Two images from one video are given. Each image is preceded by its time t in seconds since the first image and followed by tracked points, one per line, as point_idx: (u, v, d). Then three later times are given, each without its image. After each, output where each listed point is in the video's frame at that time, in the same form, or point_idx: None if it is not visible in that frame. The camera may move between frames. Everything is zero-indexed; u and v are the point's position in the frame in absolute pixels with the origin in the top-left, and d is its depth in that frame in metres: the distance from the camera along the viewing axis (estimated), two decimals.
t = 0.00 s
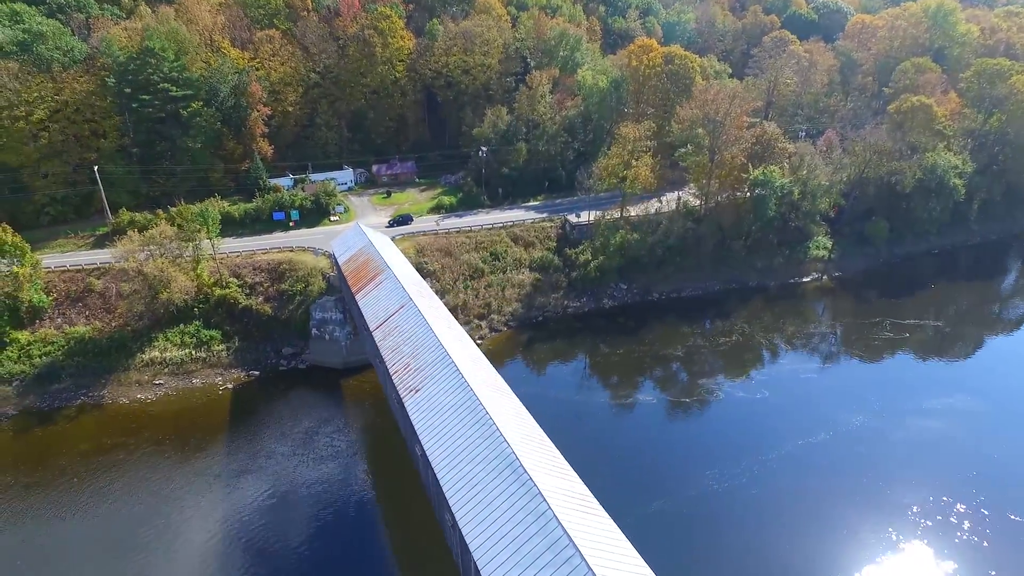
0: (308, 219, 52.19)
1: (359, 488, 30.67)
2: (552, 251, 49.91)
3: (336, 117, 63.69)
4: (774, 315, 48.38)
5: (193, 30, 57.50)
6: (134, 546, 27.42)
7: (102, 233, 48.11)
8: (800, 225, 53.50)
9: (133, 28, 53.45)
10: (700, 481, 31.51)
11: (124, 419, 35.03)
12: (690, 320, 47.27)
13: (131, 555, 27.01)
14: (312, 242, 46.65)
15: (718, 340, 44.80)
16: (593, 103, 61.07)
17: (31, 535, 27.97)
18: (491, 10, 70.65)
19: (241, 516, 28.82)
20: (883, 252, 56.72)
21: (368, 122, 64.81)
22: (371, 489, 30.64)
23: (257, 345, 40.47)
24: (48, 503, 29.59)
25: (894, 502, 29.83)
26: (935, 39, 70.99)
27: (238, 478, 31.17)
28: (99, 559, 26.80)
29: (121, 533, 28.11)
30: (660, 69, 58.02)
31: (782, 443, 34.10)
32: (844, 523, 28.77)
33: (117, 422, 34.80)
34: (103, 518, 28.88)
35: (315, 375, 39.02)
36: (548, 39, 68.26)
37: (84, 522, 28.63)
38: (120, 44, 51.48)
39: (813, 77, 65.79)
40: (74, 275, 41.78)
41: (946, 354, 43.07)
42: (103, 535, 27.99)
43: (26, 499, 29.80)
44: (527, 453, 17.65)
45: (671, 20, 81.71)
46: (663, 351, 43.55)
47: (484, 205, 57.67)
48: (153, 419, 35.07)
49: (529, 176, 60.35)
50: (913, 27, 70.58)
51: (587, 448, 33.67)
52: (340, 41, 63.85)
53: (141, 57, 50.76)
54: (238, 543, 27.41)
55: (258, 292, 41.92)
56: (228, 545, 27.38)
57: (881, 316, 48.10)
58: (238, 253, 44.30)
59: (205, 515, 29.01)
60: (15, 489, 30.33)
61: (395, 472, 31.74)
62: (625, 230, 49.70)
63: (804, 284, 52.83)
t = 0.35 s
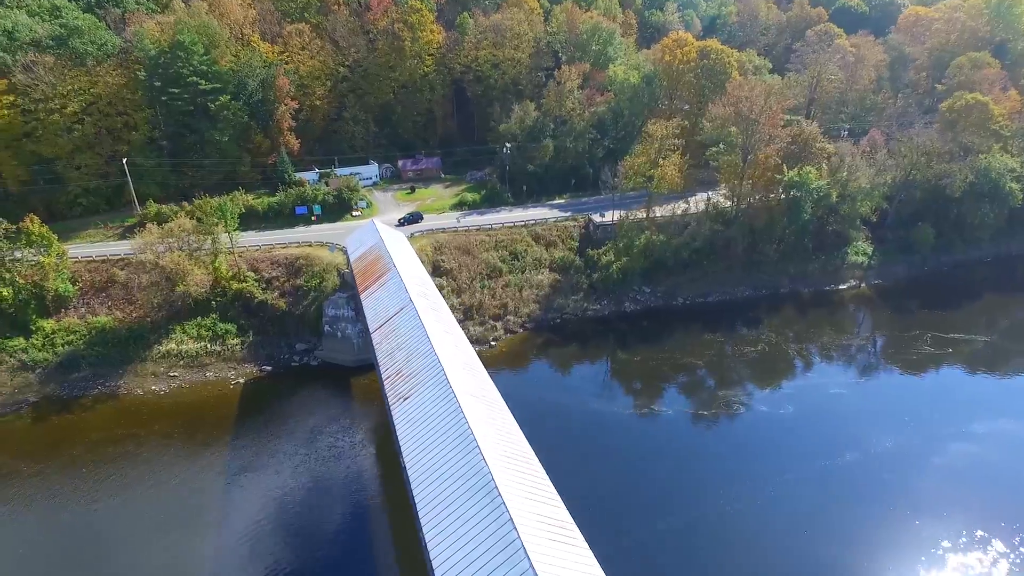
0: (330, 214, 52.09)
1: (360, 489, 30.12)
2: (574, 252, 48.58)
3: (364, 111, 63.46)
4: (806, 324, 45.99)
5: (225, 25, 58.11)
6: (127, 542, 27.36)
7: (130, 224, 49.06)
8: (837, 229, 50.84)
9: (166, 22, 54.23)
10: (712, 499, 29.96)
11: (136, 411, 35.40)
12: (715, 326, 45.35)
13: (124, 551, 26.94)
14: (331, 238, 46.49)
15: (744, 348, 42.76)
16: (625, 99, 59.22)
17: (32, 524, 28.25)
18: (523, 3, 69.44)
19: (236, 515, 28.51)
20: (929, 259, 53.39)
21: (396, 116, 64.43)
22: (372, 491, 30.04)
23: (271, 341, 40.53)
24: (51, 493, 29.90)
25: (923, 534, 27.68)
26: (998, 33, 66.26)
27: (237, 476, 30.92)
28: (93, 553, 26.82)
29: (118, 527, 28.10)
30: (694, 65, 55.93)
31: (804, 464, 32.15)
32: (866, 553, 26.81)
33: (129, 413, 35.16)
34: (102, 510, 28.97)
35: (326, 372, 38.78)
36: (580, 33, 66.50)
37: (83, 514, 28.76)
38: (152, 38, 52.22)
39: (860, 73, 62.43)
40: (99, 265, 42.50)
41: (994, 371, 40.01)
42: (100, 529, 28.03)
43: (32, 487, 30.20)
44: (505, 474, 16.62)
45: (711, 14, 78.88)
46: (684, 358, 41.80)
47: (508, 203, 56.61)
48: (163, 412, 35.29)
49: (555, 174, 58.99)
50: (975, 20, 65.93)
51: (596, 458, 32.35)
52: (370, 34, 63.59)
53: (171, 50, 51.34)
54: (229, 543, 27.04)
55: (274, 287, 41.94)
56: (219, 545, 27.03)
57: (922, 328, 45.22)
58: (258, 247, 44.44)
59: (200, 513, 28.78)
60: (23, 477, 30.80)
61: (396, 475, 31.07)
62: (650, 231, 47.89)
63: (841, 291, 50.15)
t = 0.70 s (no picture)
0: (356, 208, 52.06)
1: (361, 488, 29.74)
2: (599, 252, 47.20)
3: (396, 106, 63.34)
4: (844, 334, 43.39)
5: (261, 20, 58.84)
6: (126, 533, 27.63)
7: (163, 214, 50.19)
8: (883, 235, 47.89)
9: (204, 16, 55.23)
10: (724, 519, 28.33)
11: (153, 400, 35.99)
12: (744, 334, 43.29)
13: (122, 542, 27.21)
14: (353, 233, 46.41)
15: (774, 357, 40.62)
16: (661, 95, 57.28)
17: (39, 510, 28.91)
18: None
19: (232, 510, 28.39)
20: (985, 270, 49.70)
21: (428, 111, 64.09)
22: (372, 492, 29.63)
23: (289, 335, 40.70)
24: (61, 480, 30.58)
25: (954, 570, 25.45)
26: None
27: (242, 470, 30.97)
28: (91, 543, 27.17)
29: (118, 518, 28.44)
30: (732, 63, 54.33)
31: (828, 486, 30.13)
32: None
33: (146, 402, 35.81)
34: (106, 501, 29.42)
35: (340, 368, 38.69)
36: (618, 26, 64.65)
37: (88, 504, 29.28)
38: (189, 32, 53.19)
39: (916, 69, 58.69)
40: (129, 255, 43.57)
41: None
42: (102, 519, 28.43)
43: (45, 473, 30.97)
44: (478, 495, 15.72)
45: (759, 7, 75.70)
46: (709, 366, 39.96)
47: (535, 200, 55.59)
48: (178, 403, 35.76)
49: (586, 171, 57.56)
50: None
51: (604, 469, 31.08)
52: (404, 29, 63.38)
53: (207, 45, 52.19)
54: (222, 538, 26.91)
55: (294, 281, 42.09)
56: (212, 540, 26.91)
57: (972, 344, 42.09)
58: (281, 240, 44.72)
59: (199, 507, 28.83)
60: (38, 463, 31.64)
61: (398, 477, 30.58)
62: (679, 233, 46.11)
63: (884, 301, 47.19)
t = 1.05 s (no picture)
0: (380, 203, 51.92)
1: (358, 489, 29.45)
2: (623, 254, 45.68)
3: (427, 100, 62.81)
4: (882, 348, 40.68)
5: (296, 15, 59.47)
6: (126, 527, 27.87)
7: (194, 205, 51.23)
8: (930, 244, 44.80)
9: (241, 10, 56.05)
10: (730, 543, 26.81)
11: (169, 389, 36.64)
12: (772, 344, 41.16)
13: (120, 536, 27.44)
14: (374, 228, 46.26)
15: (803, 371, 38.46)
16: (697, 91, 55.12)
17: (47, 497, 29.43)
18: None
19: (229, 509, 28.38)
20: None
21: (460, 106, 63.41)
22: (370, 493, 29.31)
23: (305, 329, 40.83)
24: (73, 468, 31.16)
25: None
26: None
27: (245, 465, 31.11)
28: (91, 535, 27.48)
29: (122, 510, 28.73)
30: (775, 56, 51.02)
31: (847, 514, 28.13)
32: None
33: (162, 391, 36.49)
34: (110, 491, 29.80)
35: (353, 365, 38.58)
36: (657, 19, 62.35)
37: (93, 494, 29.65)
38: (225, 26, 54.02)
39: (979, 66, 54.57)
40: (157, 245, 44.54)
41: None
42: (104, 510, 28.78)
43: (59, 460, 31.66)
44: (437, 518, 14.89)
45: None
46: (732, 376, 38.10)
47: (563, 198, 54.43)
48: (191, 393, 36.23)
49: (616, 170, 55.95)
50: None
51: (606, 484, 29.83)
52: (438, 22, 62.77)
53: (241, 38, 52.90)
54: (215, 541, 26.85)
55: (312, 275, 42.18)
56: (205, 542, 26.88)
57: None
58: (303, 234, 44.88)
59: (197, 505, 28.85)
60: (53, 450, 32.36)
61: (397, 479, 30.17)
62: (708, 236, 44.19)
63: (929, 314, 44.13)
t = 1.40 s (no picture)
0: (406, 198, 51.78)
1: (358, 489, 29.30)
2: (649, 256, 44.17)
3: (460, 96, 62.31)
4: (923, 364, 38.03)
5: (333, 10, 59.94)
6: (122, 524, 27.82)
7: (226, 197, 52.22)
8: (983, 254, 41.66)
9: (279, 6, 56.88)
10: (734, 569, 25.41)
11: (189, 378, 37.40)
12: (802, 356, 39.07)
13: (116, 534, 27.40)
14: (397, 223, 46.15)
15: (834, 385, 36.21)
16: (737, 88, 52.80)
17: (55, 487, 29.93)
18: None
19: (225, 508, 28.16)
20: None
21: (493, 101, 62.65)
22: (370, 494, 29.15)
23: (322, 323, 41.02)
24: (78, 462, 31.46)
25: None
26: None
27: (252, 457, 31.39)
28: (88, 532, 27.45)
29: (120, 507, 28.74)
30: (822, 50, 48.58)
31: (867, 544, 26.25)
32: None
33: (182, 380, 37.26)
34: (111, 487, 29.87)
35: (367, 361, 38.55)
36: (699, 12, 60.03)
37: (94, 489, 29.76)
38: (262, 22, 54.88)
39: None
40: (186, 235, 45.55)
41: None
42: (103, 505, 28.82)
43: (65, 454, 32.01)
44: (390, 539, 14.29)
45: None
46: (756, 388, 36.24)
47: (591, 197, 53.19)
48: (206, 385, 36.78)
49: (649, 168, 54.26)
50: None
51: (609, 502, 28.64)
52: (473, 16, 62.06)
53: (276, 32, 53.49)
54: (207, 542, 26.63)
55: (332, 269, 42.34)
56: (197, 544, 26.65)
57: None
58: (325, 228, 44.99)
59: (195, 504, 28.75)
60: (62, 444, 32.80)
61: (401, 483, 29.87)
62: (739, 241, 42.19)
63: (979, 330, 41.08)
